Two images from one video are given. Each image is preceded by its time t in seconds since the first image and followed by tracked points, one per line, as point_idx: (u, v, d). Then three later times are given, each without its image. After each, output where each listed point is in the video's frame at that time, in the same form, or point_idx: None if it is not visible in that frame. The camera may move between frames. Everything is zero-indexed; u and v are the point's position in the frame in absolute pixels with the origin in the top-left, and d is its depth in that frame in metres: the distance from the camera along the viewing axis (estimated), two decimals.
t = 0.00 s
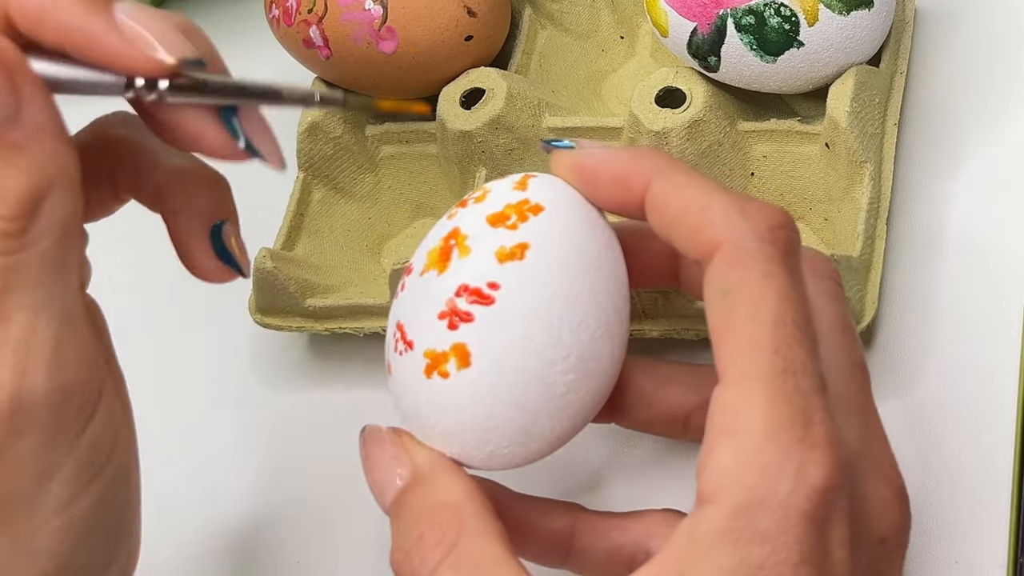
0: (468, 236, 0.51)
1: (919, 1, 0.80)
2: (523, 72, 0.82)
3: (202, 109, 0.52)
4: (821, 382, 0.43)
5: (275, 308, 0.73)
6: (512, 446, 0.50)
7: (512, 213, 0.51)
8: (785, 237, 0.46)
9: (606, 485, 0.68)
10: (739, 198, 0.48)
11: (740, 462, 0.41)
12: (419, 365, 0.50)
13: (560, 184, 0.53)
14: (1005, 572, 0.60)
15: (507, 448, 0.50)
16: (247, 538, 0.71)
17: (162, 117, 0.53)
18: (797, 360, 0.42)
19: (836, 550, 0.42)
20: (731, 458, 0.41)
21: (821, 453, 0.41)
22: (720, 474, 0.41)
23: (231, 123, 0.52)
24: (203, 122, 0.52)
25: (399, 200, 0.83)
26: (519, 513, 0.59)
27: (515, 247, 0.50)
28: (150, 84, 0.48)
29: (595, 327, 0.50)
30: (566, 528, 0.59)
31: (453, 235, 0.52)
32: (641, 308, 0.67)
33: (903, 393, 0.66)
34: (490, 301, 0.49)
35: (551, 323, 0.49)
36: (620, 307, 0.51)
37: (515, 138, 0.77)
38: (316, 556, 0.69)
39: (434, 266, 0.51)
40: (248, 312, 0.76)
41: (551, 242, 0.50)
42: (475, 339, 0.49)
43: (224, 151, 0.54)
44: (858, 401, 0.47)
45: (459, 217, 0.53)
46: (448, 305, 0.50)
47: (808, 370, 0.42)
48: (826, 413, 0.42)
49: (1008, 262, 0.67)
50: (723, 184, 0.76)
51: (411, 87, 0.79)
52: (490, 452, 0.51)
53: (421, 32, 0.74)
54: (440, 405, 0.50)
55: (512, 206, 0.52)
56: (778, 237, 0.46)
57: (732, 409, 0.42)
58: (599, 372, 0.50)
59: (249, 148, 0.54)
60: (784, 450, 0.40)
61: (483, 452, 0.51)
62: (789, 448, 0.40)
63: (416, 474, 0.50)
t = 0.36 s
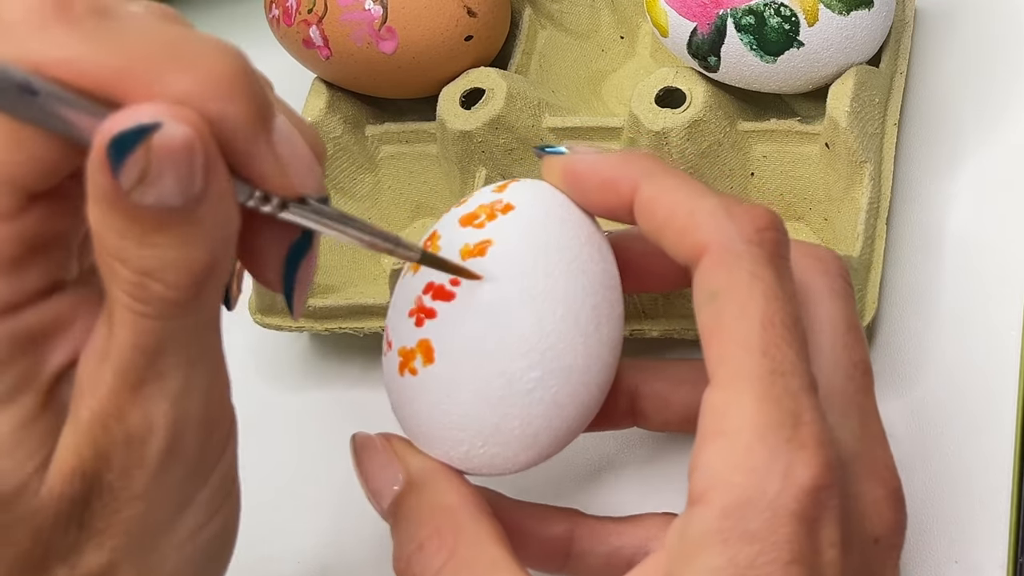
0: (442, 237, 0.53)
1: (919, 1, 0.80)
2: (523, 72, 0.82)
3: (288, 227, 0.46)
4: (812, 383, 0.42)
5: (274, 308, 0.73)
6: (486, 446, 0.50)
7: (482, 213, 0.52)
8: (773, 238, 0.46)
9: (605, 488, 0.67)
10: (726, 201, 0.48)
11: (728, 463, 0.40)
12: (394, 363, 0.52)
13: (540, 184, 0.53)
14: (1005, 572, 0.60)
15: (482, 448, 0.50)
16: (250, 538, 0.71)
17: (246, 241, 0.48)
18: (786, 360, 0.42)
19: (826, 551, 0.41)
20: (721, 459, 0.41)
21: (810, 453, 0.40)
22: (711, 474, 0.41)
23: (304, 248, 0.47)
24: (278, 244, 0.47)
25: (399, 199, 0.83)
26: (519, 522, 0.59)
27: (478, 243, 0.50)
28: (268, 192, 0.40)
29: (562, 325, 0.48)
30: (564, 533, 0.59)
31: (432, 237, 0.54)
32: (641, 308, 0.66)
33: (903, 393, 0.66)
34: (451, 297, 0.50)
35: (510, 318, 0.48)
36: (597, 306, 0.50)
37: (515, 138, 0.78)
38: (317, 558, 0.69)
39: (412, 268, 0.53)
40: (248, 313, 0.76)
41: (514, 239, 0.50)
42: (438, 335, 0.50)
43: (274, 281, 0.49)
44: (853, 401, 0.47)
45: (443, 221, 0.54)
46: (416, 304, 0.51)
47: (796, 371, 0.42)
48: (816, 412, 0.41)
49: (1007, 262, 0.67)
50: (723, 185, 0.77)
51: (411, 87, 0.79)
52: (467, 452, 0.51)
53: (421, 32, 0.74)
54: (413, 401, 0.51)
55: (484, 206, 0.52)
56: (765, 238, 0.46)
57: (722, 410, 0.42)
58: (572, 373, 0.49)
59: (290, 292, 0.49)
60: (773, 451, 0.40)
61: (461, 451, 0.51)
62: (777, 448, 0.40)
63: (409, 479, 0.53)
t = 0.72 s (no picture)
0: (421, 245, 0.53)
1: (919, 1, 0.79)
2: (523, 72, 0.82)
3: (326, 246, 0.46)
4: (800, 384, 0.42)
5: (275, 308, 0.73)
6: (467, 451, 0.50)
7: (460, 220, 0.53)
8: (760, 241, 0.45)
9: (604, 491, 0.67)
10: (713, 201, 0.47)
11: (715, 464, 0.40)
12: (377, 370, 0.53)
13: (521, 192, 0.53)
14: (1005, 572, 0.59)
15: (463, 454, 0.50)
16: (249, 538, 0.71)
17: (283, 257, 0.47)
18: (771, 363, 0.41)
19: (812, 552, 0.41)
20: (708, 461, 0.41)
21: (796, 454, 0.40)
22: (698, 476, 0.41)
23: (339, 266, 0.46)
24: (315, 265, 0.46)
25: (399, 199, 0.83)
26: (520, 532, 0.59)
27: (454, 249, 0.51)
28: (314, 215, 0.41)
29: (536, 330, 0.48)
30: (564, 542, 0.59)
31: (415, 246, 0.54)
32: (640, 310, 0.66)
33: (902, 394, 0.66)
34: (426, 304, 0.50)
35: (481, 323, 0.48)
36: (574, 311, 0.49)
37: (514, 138, 0.78)
38: (315, 557, 0.69)
39: (394, 276, 0.54)
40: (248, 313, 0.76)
41: (487, 245, 0.50)
42: (415, 341, 0.50)
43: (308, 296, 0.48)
44: (845, 401, 0.47)
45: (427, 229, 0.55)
46: (396, 310, 0.52)
47: (784, 373, 0.42)
48: (803, 413, 0.41)
49: (1007, 261, 0.67)
50: (722, 185, 0.76)
51: (411, 87, 0.79)
52: (450, 458, 0.51)
53: (421, 32, 0.74)
54: (395, 406, 0.52)
55: (463, 213, 0.53)
56: (750, 240, 0.45)
57: (706, 412, 0.42)
58: (547, 378, 0.48)
59: (325, 302, 0.47)
60: (758, 452, 0.40)
61: (443, 457, 0.51)
62: (762, 449, 0.40)
63: (401, 485, 0.53)
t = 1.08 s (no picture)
0: (427, 243, 0.53)
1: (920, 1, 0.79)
2: (523, 72, 0.82)
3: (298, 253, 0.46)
4: (801, 384, 0.42)
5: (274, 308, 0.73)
6: (469, 450, 0.50)
7: (465, 219, 0.52)
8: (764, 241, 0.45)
9: (604, 491, 0.67)
10: (715, 201, 0.47)
11: (715, 464, 0.40)
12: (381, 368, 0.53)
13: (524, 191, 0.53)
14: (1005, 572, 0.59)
15: (465, 453, 0.50)
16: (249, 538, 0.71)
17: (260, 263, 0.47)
18: (772, 363, 0.41)
19: (813, 552, 0.41)
20: (708, 460, 0.41)
21: (796, 454, 0.40)
22: (698, 476, 0.41)
23: (312, 276, 0.46)
24: (290, 271, 0.46)
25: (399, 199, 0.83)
26: (520, 532, 0.59)
27: (458, 248, 0.51)
28: (287, 222, 0.40)
29: (540, 330, 0.48)
30: (565, 541, 0.59)
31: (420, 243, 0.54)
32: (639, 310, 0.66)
33: (903, 394, 0.66)
34: (430, 302, 0.50)
35: (482, 324, 0.48)
36: (578, 310, 0.49)
37: (514, 138, 0.78)
38: (315, 556, 0.69)
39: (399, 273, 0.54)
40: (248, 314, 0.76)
41: (492, 245, 0.50)
42: (418, 339, 0.50)
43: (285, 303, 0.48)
44: (846, 401, 0.47)
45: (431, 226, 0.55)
46: (400, 308, 0.52)
47: (784, 373, 0.42)
48: (804, 413, 0.41)
49: (1008, 261, 0.67)
50: (722, 185, 0.76)
51: (410, 87, 0.79)
52: (452, 456, 0.51)
53: (421, 32, 0.74)
54: (398, 403, 0.52)
55: (467, 212, 0.53)
56: (752, 239, 0.45)
57: (707, 412, 0.41)
58: (548, 378, 0.48)
59: (299, 312, 0.47)
60: (759, 452, 0.40)
61: (445, 456, 0.51)
62: (763, 449, 0.40)
63: (403, 484, 0.53)
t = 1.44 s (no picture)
0: (427, 243, 0.53)
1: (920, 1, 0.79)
2: (523, 72, 0.82)
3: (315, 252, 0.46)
4: (800, 384, 0.42)
5: (275, 308, 0.73)
6: (468, 450, 0.50)
7: (464, 219, 0.52)
8: (763, 241, 0.45)
9: (604, 491, 0.67)
10: (715, 201, 0.47)
11: (714, 465, 0.40)
12: (380, 369, 0.53)
13: (525, 192, 0.53)
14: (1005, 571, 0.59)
15: (464, 453, 0.50)
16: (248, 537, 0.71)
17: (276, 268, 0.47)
18: (771, 363, 0.41)
19: (813, 552, 0.41)
20: (708, 460, 0.41)
21: (796, 454, 0.40)
22: (698, 476, 0.41)
23: (326, 274, 0.45)
24: (304, 272, 0.47)
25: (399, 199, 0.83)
26: (520, 532, 0.59)
27: (460, 249, 0.51)
28: (298, 221, 0.40)
29: (538, 330, 0.48)
30: (564, 541, 0.59)
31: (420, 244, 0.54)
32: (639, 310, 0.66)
33: (903, 394, 0.66)
34: (429, 302, 0.50)
35: (482, 324, 0.48)
36: (576, 310, 0.49)
37: (514, 138, 0.78)
38: (315, 556, 0.69)
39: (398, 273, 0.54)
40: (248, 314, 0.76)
41: (490, 245, 0.50)
42: (417, 340, 0.50)
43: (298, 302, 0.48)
44: (845, 401, 0.47)
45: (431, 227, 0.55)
46: (400, 308, 0.52)
47: (784, 373, 0.41)
48: (803, 413, 0.41)
49: (1008, 261, 0.67)
50: (722, 185, 0.76)
51: (410, 87, 0.79)
52: (451, 456, 0.51)
53: (421, 32, 0.74)
54: (398, 403, 0.52)
55: (466, 212, 0.53)
56: (752, 239, 0.45)
57: (707, 412, 0.41)
58: (548, 379, 0.48)
59: (314, 310, 0.47)
60: (758, 452, 0.40)
61: (444, 456, 0.51)
62: (762, 449, 0.40)
63: (402, 484, 0.53)
